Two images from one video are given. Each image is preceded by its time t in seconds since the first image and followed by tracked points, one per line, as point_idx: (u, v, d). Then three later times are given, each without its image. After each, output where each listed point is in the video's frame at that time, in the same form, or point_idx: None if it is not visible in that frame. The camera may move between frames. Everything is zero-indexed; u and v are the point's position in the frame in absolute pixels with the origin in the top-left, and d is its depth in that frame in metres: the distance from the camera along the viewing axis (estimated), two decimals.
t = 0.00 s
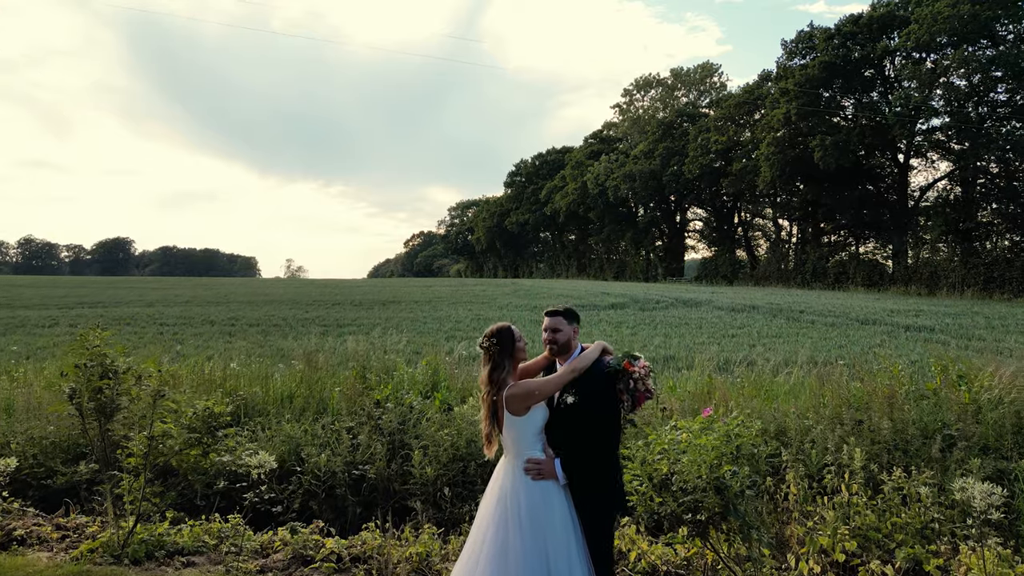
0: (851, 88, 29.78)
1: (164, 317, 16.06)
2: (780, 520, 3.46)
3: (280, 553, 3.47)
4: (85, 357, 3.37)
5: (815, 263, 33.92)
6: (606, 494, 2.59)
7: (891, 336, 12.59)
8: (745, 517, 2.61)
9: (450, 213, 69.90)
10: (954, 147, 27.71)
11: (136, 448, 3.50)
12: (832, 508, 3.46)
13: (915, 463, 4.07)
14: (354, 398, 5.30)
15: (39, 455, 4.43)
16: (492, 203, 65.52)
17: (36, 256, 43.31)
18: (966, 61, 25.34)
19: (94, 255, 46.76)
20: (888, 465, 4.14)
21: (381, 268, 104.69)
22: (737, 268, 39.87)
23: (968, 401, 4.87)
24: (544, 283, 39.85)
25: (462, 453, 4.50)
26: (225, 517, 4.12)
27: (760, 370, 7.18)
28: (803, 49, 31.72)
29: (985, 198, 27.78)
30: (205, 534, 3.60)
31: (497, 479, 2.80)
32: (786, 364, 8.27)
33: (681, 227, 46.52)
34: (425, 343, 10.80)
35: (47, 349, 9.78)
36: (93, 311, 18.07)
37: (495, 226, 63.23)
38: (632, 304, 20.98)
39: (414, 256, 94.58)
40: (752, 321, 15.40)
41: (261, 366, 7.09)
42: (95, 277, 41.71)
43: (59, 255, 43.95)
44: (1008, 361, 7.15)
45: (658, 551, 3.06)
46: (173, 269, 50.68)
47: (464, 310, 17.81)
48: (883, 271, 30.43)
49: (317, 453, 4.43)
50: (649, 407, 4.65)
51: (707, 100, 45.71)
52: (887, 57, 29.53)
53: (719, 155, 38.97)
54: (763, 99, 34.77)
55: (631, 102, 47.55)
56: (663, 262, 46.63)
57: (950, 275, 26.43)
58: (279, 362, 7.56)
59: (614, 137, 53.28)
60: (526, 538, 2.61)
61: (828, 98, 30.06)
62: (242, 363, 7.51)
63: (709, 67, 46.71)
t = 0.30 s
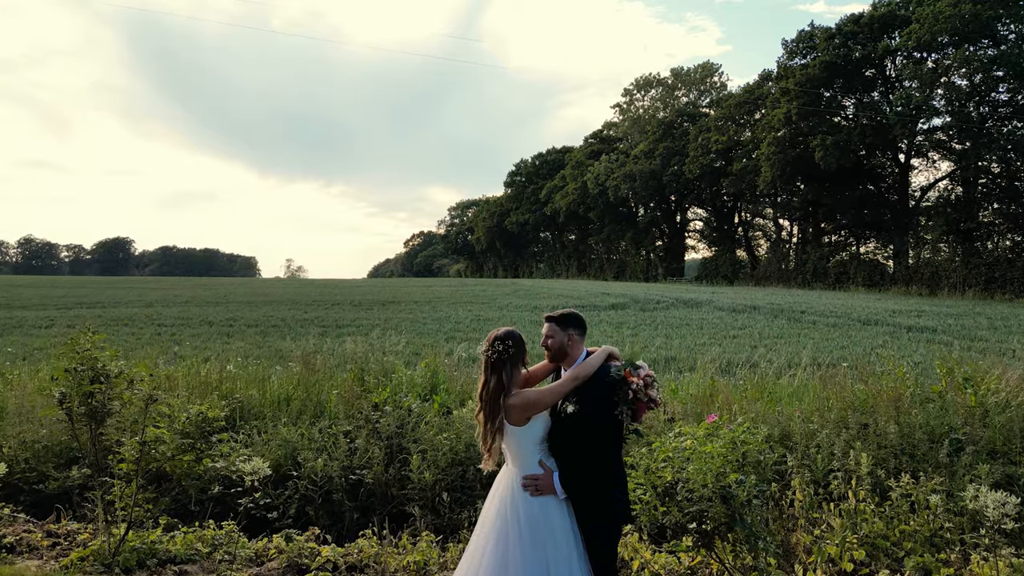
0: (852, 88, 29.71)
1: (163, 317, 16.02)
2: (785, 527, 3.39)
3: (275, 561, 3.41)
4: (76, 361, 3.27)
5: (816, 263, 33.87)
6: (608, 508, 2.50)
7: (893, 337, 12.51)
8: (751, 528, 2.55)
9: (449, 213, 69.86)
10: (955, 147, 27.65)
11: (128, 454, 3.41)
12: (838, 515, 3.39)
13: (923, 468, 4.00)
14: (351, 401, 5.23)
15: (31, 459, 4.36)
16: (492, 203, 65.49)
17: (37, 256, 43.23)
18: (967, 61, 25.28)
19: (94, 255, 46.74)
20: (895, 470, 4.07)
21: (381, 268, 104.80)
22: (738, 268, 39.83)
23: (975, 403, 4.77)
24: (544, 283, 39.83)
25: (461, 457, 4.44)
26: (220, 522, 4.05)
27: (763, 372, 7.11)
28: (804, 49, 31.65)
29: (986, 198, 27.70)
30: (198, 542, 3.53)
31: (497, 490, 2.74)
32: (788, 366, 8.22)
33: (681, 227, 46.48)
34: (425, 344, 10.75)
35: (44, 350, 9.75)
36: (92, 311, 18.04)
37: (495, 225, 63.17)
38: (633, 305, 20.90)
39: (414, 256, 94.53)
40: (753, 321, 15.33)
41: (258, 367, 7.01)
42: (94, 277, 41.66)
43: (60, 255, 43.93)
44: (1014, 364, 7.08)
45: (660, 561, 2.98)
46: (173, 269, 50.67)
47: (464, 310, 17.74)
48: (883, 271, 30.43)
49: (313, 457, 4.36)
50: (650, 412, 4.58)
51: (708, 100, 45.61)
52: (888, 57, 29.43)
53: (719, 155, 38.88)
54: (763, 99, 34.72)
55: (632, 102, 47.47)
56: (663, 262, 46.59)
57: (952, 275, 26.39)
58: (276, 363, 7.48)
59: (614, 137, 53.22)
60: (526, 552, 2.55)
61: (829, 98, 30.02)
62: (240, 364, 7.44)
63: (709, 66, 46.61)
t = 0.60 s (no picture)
0: (853, 88, 29.63)
1: (161, 317, 15.96)
2: (793, 535, 3.32)
3: (269, 571, 3.33)
4: (64, 365, 3.16)
5: (817, 264, 33.83)
6: (609, 520, 2.42)
7: (895, 338, 12.42)
8: (760, 540, 2.56)
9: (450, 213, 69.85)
10: (957, 147, 27.57)
11: (119, 460, 3.32)
12: (847, 522, 3.31)
13: (930, 474, 3.93)
14: (349, 404, 5.14)
15: (22, 464, 4.27)
16: (492, 202, 65.45)
17: (36, 256, 43.15)
18: (969, 61, 25.16)
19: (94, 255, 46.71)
20: (903, 476, 3.98)
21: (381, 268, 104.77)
22: (738, 268, 39.78)
23: (982, 407, 4.68)
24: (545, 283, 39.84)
25: (460, 462, 4.36)
26: (213, 529, 3.96)
27: (766, 374, 7.02)
28: (805, 49, 31.55)
29: (988, 198, 27.62)
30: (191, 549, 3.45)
31: (496, 501, 2.67)
32: (791, 368, 8.14)
33: (681, 227, 46.44)
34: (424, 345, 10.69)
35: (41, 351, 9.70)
36: (90, 311, 18.01)
37: (495, 225, 63.12)
38: (633, 305, 20.82)
39: (414, 256, 94.44)
40: (754, 322, 15.24)
41: (255, 369, 6.94)
42: (95, 278, 41.65)
43: (59, 255, 43.87)
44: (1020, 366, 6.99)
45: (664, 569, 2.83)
46: (173, 269, 50.64)
47: (464, 310, 17.68)
48: (884, 271, 30.41)
49: (309, 462, 4.27)
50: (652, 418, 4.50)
51: (708, 100, 45.50)
52: (889, 57, 29.30)
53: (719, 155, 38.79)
54: (764, 99, 34.66)
55: (632, 101, 47.38)
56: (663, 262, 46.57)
57: (953, 275, 26.36)
58: (274, 365, 7.40)
59: (614, 137, 53.14)
60: (526, 565, 2.47)
61: (830, 97, 29.96)
62: (237, 366, 7.37)
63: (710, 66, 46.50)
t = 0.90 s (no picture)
0: (854, 88, 29.56)
1: (158, 318, 15.85)
2: (800, 545, 3.23)
3: None
4: (50, 369, 3.07)
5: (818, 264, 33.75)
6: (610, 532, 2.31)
7: (898, 339, 12.32)
8: (770, 552, 2.65)
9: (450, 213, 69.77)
10: (958, 146, 27.49)
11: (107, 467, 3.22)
12: (857, 531, 3.22)
13: (941, 481, 3.84)
14: (346, 408, 5.07)
15: (11, 469, 4.17)
16: (493, 203, 65.37)
17: (36, 256, 43.02)
18: (971, 60, 25.06)
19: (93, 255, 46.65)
20: (913, 483, 3.89)
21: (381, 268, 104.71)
22: (739, 268, 39.70)
23: (991, 410, 4.62)
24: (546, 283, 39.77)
25: (458, 467, 4.27)
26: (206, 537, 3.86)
27: (770, 377, 6.93)
28: (806, 49, 31.46)
29: (989, 198, 27.53)
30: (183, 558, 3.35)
31: (495, 510, 2.58)
32: (795, 370, 8.05)
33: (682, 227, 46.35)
34: (423, 347, 10.60)
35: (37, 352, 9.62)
36: (89, 312, 17.94)
37: (495, 226, 63.03)
38: (634, 305, 20.72)
39: (414, 256, 94.38)
40: (757, 323, 15.14)
41: (252, 372, 6.87)
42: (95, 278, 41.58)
43: (59, 255, 43.78)
44: None
45: None
46: (173, 269, 50.60)
47: (464, 311, 17.60)
48: (885, 271, 30.34)
49: (304, 468, 4.18)
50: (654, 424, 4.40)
51: (709, 99, 45.40)
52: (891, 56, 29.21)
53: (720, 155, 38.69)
54: (764, 98, 34.57)
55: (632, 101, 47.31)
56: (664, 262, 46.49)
57: (955, 275, 26.31)
58: (269, 369, 7.32)
59: (614, 136, 53.07)
60: None
61: (831, 97, 29.87)
62: (234, 369, 7.28)
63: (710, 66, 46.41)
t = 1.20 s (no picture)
0: (856, 88, 29.45)
1: (155, 319, 15.73)
2: (812, 559, 3.12)
3: None
4: (31, 376, 2.96)
5: (819, 264, 33.66)
6: (617, 551, 2.18)
7: (902, 340, 12.20)
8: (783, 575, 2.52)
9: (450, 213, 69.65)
10: (961, 146, 27.40)
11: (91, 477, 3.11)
12: (870, 543, 3.12)
13: (957, 490, 3.71)
14: (342, 412, 4.94)
15: None
16: (492, 203, 65.29)
17: (36, 256, 42.89)
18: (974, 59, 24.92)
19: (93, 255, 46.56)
20: (926, 491, 3.79)
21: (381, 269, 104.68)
22: (739, 268, 39.65)
23: (1003, 414, 4.48)
24: (546, 283, 39.64)
25: (456, 475, 4.14)
26: (195, 549, 3.72)
27: (774, 380, 6.84)
28: (807, 48, 31.37)
29: (991, 198, 27.41)
30: (168, 572, 3.20)
31: (496, 526, 2.44)
32: (798, 372, 7.97)
33: (682, 227, 46.28)
34: (422, 349, 10.48)
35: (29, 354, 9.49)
36: (86, 313, 17.79)
37: (495, 226, 62.94)
38: (635, 306, 20.62)
39: (414, 256, 94.27)
40: (758, 324, 15.03)
41: (247, 375, 6.73)
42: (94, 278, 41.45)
43: (59, 255, 43.66)
44: None
45: None
46: (173, 270, 50.47)
47: (464, 312, 17.49)
48: (886, 271, 30.28)
49: (298, 476, 4.06)
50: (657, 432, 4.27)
51: (709, 99, 45.31)
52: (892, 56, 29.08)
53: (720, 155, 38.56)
54: (765, 98, 34.46)
55: (632, 101, 47.21)
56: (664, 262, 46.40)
57: (957, 275, 26.28)
58: (266, 372, 7.18)
59: (614, 137, 52.98)
60: None
61: (832, 96, 29.73)
62: (229, 372, 7.15)
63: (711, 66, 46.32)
